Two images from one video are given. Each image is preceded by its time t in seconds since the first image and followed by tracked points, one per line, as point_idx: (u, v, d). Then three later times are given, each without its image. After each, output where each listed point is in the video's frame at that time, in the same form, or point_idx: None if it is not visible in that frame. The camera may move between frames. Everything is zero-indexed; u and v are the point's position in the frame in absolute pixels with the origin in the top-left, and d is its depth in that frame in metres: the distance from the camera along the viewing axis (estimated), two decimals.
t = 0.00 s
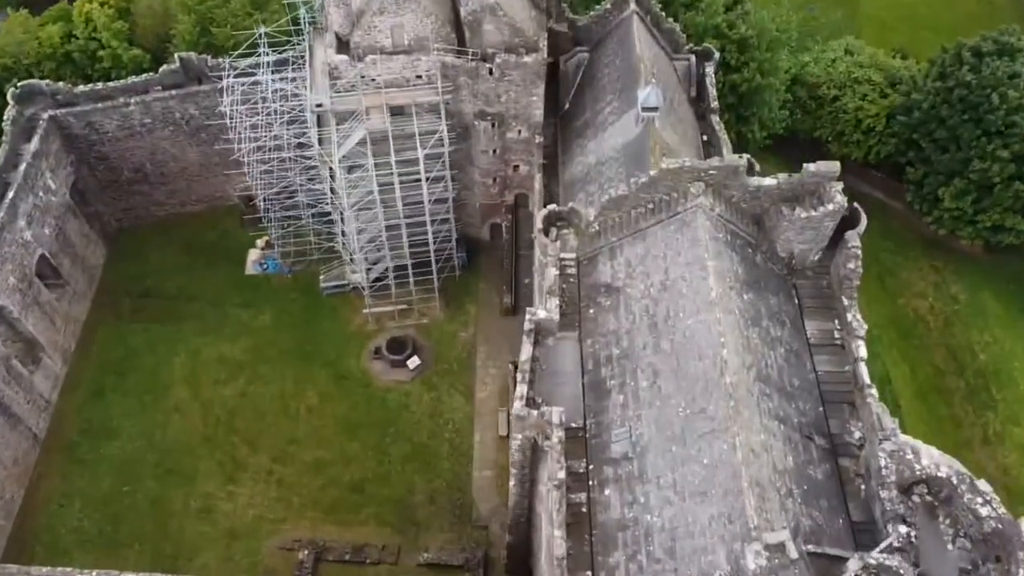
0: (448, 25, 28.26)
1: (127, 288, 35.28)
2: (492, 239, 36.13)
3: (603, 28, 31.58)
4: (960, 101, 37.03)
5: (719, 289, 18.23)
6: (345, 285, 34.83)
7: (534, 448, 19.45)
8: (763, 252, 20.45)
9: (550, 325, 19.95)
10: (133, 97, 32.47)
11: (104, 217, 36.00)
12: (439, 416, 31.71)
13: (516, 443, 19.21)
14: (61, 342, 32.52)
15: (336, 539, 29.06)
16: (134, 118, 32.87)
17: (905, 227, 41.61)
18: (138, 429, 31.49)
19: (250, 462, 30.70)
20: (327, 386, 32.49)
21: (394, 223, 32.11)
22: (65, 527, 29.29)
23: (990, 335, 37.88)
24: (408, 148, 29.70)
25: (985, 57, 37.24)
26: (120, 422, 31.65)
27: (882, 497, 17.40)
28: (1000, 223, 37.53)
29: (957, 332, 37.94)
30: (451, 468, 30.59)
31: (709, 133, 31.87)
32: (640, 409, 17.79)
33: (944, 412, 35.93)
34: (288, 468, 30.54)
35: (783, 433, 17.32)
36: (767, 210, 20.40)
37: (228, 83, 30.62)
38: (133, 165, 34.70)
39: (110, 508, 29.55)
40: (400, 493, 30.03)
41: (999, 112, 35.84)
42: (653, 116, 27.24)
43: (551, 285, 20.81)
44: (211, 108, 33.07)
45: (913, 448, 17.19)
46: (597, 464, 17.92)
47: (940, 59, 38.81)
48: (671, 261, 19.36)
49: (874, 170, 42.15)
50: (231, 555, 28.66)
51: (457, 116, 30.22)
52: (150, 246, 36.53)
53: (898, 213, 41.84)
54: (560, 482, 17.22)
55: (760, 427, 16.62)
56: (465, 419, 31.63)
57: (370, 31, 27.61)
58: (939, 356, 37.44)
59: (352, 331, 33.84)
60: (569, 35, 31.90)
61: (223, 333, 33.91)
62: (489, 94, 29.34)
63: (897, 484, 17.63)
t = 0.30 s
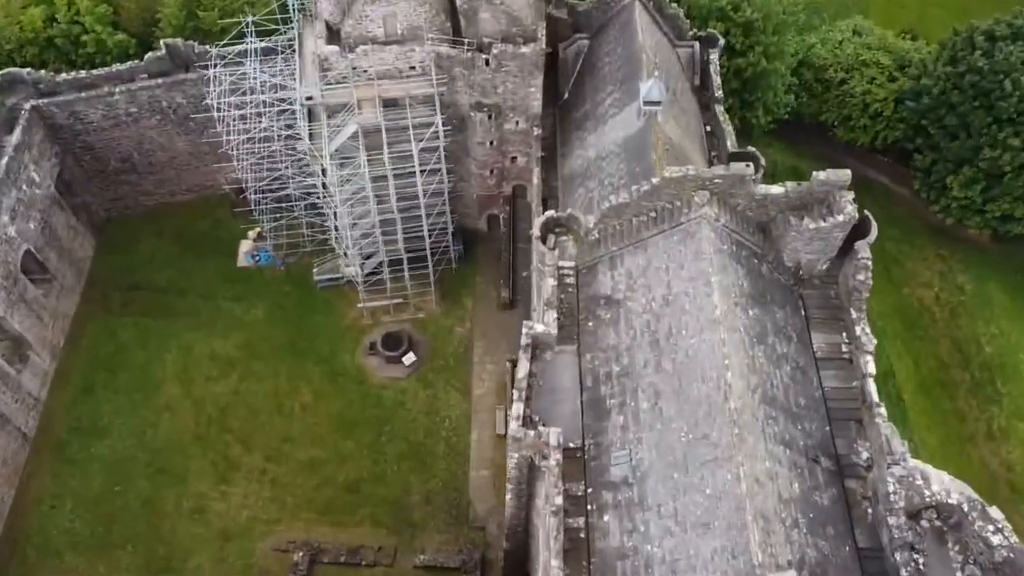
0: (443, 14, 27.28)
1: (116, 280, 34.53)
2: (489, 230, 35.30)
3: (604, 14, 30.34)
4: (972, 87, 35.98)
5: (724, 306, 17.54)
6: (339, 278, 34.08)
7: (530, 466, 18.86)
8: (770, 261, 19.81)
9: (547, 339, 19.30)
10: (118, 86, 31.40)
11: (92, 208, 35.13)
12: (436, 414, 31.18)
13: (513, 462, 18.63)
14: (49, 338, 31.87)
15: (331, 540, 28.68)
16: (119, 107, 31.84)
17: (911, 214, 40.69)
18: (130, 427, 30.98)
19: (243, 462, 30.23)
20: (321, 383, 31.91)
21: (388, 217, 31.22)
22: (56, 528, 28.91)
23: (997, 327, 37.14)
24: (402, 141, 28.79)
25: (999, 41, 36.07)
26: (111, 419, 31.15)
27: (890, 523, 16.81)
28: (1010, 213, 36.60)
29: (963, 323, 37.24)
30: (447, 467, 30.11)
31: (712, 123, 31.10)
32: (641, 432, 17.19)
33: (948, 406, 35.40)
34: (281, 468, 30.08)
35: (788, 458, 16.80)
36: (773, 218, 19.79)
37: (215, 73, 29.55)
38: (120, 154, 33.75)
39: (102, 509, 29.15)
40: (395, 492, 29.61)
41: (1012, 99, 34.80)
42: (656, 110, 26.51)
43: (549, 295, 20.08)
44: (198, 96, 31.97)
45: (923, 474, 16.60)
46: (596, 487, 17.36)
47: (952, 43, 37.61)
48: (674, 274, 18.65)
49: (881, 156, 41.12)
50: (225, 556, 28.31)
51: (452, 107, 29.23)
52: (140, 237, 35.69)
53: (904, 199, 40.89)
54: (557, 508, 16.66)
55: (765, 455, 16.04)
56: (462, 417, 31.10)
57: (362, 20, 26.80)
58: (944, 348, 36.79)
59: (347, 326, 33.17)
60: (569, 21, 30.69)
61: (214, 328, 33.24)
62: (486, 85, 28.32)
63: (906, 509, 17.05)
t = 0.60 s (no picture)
0: (437, 3, 26.12)
1: (106, 274, 33.82)
2: (486, 222, 34.48)
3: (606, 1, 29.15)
4: (984, 75, 34.96)
5: (728, 327, 17.02)
6: (334, 272, 33.36)
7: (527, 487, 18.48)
8: (776, 276, 19.50)
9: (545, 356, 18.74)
10: (102, 76, 30.34)
11: (79, 198, 34.27)
12: (432, 412, 30.69)
13: (510, 484, 18.19)
14: (37, 336, 31.24)
15: (326, 542, 28.33)
16: (104, 98, 30.82)
17: (916, 201, 39.70)
18: (121, 426, 30.49)
19: (237, 462, 29.78)
20: (315, 380, 31.35)
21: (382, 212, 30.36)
22: (48, 530, 28.55)
23: (1002, 319, 36.44)
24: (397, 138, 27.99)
25: (1012, 27, 34.95)
26: (102, 418, 30.64)
27: (897, 552, 16.49)
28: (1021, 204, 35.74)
29: (968, 315, 36.52)
30: (444, 467, 29.69)
31: (716, 115, 30.20)
32: (641, 457, 16.82)
33: (952, 400, 34.81)
34: (276, 468, 29.64)
35: (793, 486, 16.52)
36: (779, 230, 19.36)
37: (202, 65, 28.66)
38: (107, 145, 32.79)
39: (94, 511, 28.78)
40: (391, 493, 29.20)
41: None
42: (657, 106, 25.60)
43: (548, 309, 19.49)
44: (186, 87, 30.89)
45: (932, 504, 16.16)
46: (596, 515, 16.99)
47: (964, 27, 36.44)
48: (675, 290, 18.16)
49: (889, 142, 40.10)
50: (219, 558, 28.00)
51: (448, 100, 28.31)
52: (130, 228, 34.89)
53: (910, 185, 39.89)
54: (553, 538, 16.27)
55: (768, 487, 15.70)
56: (459, 416, 30.62)
57: (353, 11, 25.50)
58: (949, 341, 36.12)
59: (341, 322, 32.53)
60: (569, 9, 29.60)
61: (206, 324, 32.60)
62: (482, 78, 27.37)
63: (913, 538, 16.59)
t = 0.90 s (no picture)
0: None
1: (96, 269, 33.15)
2: (484, 215, 33.79)
3: None
4: (996, 64, 33.90)
5: (732, 351, 16.98)
6: (328, 268, 32.68)
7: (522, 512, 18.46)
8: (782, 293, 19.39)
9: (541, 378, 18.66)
10: (87, 68, 29.40)
11: (67, 191, 33.45)
12: (428, 413, 30.24)
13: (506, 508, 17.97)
14: (26, 334, 30.65)
15: (322, 545, 28.09)
16: (90, 90, 29.87)
17: (922, 189, 38.66)
18: (114, 426, 30.09)
19: (231, 463, 29.43)
20: (309, 379, 30.86)
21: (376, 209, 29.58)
22: (41, 533, 28.30)
23: (1010, 313, 35.72)
24: (391, 135, 27.23)
25: None
26: (94, 418, 30.22)
27: None
28: None
29: (974, 308, 35.84)
30: (440, 469, 29.32)
31: (719, 108, 29.39)
32: (640, 486, 16.88)
33: (955, 396, 34.33)
34: (270, 470, 29.29)
35: (795, 517, 16.61)
36: (785, 244, 19.32)
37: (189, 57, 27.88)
38: (94, 137, 31.91)
39: (88, 514, 28.51)
40: (387, 495, 28.88)
41: None
42: (660, 105, 24.74)
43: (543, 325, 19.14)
44: (173, 78, 29.96)
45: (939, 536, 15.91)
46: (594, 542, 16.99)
47: (977, 13, 35.17)
48: (678, 310, 17.98)
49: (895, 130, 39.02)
50: (214, 562, 27.79)
51: (443, 95, 27.42)
52: (120, 221, 34.13)
53: (916, 173, 38.80)
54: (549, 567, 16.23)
55: (773, 519, 15.96)
56: (455, 416, 30.18)
57: (342, 6, 24.33)
58: (953, 335, 35.52)
59: (336, 318, 31.94)
60: None
61: (198, 321, 32.00)
62: (478, 73, 26.42)
63: (919, 571, 16.30)
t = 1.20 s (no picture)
0: None
1: (86, 264, 32.52)
2: (482, 208, 33.04)
3: None
4: (1008, 53, 32.78)
5: (735, 381, 17.35)
6: (322, 264, 32.01)
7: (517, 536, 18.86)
8: (787, 312, 19.72)
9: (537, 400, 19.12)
10: (71, 60, 28.38)
11: (55, 185, 32.69)
12: (425, 413, 29.84)
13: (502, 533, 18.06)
14: (15, 333, 30.11)
15: (317, 548, 27.89)
16: (74, 82, 28.92)
17: (929, 180, 37.63)
18: (106, 427, 29.71)
19: (225, 464, 29.10)
20: (304, 378, 30.41)
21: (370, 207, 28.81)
22: (35, 536, 28.10)
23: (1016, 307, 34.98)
24: (384, 133, 26.35)
25: None
26: (85, 419, 29.83)
27: None
28: None
29: (980, 301, 35.13)
30: (437, 470, 29.00)
31: (723, 102, 28.53)
32: (638, 518, 17.38)
33: (958, 392, 33.87)
34: (265, 472, 28.97)
35: (798, 550, 16.88)
36: (790, 263, 19.55)
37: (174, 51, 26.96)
38: (80, 130, 31.07)
39: (81, 517, 28.26)
40: (383, 498, 28.59)
41: None
42: (662, 105, 24.00)
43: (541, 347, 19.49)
44: (161, 71, 28.96)
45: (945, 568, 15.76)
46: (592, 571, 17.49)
47: None
48: (678, 334, 18.42)
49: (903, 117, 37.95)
50: (209, 565, 27.63)
51: (439, 91, 26.56)
52: (109, 215, 33.40)
53: (923, 162, 37.76)
54: None
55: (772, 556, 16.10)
56: (452, 416, 29.79)
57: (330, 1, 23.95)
58: (957, 329, 34.85)
59: (330, 316, 31.40)
60: None
61: (190, 318, 31.45)
62: (474, 68, 25.53)
63: None
